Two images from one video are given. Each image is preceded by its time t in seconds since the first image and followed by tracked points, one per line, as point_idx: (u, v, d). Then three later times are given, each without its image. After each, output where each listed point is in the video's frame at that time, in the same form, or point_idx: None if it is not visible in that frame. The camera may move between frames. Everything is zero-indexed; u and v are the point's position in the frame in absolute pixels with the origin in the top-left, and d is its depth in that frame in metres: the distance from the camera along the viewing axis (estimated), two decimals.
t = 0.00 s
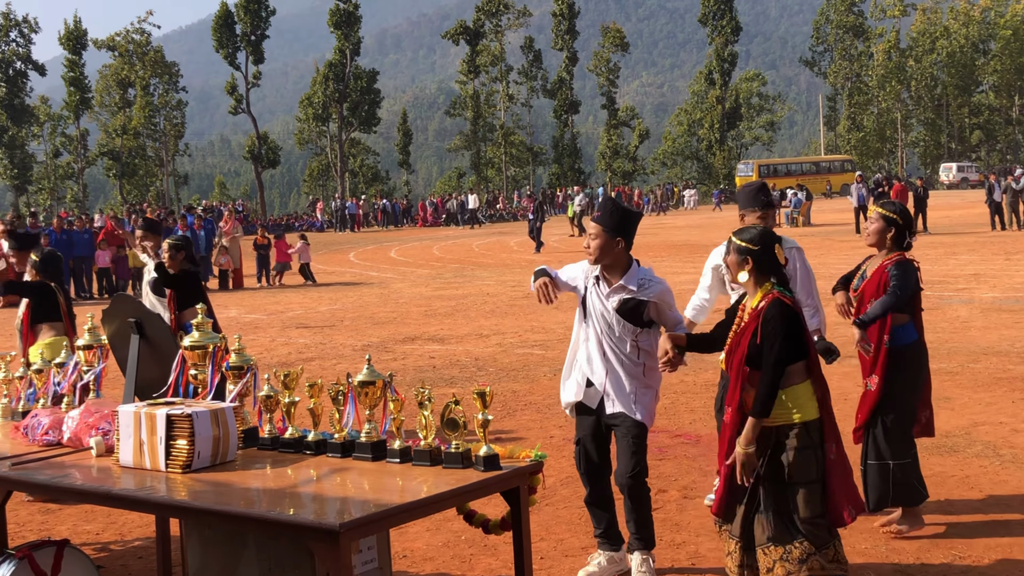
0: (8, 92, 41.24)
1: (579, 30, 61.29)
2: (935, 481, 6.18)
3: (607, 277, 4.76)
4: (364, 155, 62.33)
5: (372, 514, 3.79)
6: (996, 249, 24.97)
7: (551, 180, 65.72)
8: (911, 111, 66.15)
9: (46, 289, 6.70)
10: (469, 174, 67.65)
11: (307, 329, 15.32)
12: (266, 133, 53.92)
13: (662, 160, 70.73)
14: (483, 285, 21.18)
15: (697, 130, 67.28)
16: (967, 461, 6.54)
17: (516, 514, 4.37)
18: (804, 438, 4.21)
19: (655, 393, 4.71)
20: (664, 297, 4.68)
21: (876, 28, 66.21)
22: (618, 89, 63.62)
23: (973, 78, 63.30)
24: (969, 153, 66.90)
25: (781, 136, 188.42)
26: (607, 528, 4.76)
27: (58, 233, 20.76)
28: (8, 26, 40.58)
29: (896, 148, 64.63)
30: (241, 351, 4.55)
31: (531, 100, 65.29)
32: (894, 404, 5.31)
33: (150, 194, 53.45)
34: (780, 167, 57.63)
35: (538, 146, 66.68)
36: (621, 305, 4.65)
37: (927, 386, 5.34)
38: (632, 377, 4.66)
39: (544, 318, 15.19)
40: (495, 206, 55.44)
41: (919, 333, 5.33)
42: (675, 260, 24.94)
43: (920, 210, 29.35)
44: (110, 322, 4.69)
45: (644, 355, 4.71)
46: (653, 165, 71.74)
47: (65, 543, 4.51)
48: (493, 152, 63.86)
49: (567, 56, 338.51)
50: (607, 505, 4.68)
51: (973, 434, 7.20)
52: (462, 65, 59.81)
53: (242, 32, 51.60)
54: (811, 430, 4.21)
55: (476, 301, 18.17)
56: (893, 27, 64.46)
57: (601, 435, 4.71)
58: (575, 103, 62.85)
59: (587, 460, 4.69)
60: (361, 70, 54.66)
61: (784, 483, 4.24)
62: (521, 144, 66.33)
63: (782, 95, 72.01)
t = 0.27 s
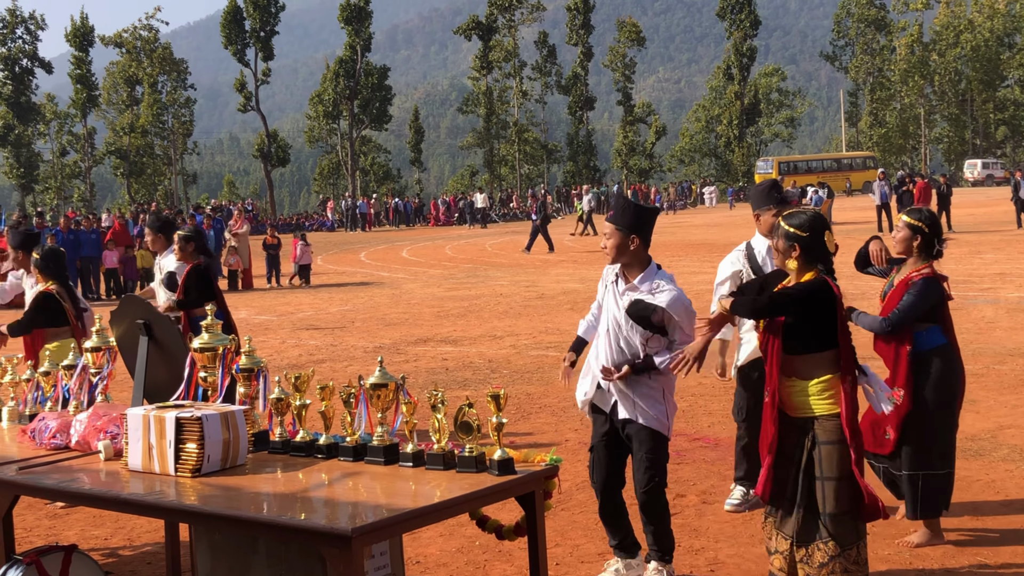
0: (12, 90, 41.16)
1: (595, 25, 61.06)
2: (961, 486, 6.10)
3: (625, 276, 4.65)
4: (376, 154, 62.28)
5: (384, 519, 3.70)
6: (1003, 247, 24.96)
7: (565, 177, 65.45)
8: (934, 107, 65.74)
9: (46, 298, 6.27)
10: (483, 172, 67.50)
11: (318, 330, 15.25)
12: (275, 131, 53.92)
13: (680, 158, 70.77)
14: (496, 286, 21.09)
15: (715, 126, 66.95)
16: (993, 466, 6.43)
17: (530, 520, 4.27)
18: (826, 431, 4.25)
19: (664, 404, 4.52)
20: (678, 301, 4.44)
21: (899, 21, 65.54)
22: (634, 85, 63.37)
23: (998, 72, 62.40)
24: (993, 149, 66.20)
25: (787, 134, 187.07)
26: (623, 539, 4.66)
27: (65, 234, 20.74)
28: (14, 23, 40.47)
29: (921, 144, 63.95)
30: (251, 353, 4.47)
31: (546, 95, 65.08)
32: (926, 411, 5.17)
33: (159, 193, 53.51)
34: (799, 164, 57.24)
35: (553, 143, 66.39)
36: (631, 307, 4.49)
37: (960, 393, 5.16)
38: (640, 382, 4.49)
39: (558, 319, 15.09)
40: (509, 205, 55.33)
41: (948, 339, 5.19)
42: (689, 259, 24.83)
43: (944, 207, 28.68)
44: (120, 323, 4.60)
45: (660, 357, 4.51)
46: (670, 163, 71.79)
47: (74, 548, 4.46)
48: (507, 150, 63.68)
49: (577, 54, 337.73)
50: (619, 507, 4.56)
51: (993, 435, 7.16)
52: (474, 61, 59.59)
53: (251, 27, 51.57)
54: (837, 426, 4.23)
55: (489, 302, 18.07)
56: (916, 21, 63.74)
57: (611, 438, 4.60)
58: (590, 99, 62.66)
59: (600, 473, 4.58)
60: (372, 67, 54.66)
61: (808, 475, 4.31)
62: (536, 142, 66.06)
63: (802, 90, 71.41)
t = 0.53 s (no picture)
0: (25, 85, 41.09)
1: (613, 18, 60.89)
2: (988, 486, 6.03)
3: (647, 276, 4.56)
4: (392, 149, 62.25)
5: (401, 518, 3.64)
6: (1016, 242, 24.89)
7: (583, 172, 65.34)
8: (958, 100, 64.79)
9: (53, 318, 5.82)
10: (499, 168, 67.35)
11: (333, 327, 15.22)
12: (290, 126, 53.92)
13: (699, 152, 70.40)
14: (512, 283, 21.02)
15: (736, 119, 66.56)
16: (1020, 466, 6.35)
17: (549, 518, 4.22)
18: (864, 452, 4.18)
19: (690, 415, 4.43)
20: (686, 306, 4.30)
21: (922, 13, 64.91)
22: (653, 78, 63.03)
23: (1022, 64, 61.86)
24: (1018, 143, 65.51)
25: (800, 129, 186.41)
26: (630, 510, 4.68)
27: (76, 230, 20.71)
28: (26, 19, 40.31)
29: (946, 138, 63.26)
30: (266, 350, 4.42)
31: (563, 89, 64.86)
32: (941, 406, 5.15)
33: (171, 189, 53.55)
34: (820, 158, 56.84)
35: (570, 138, 66.23)
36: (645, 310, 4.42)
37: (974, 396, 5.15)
38: (658, 391, 4.43)
39: (575, 316, 15.03)
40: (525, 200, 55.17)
41: (968, 337, 5.16)
42: (706, 255, 24.71)
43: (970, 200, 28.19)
44: (133, 321, 4.56)
45: (679, 365, 4.43)
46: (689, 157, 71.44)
47: (89, 546, 4.44)
48: (524, 145, 63.56)
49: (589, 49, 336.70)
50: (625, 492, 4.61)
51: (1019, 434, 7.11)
52: (491, 54, 59.42)
53: (265, 21, 51.52)
54: (874, 446, 4.16)
55: (505, 299, 18.02)
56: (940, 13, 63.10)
57: (627, 431, 4.58)
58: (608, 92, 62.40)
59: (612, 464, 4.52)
60: (387, 61, 54.67)
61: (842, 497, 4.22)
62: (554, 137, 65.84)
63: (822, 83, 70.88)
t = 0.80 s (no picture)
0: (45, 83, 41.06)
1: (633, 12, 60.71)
2: (1015, 481, 5.98)
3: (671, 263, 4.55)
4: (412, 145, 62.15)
5: (425, 514, 3.65)
6: None
7: (604, 167, 65.26)
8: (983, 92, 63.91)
9: (72, 304, 5.80)
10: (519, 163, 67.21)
11: (354, 323, 15.23)
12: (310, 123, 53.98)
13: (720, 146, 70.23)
14: (533, 278, 20.99)
15: (757, 112, 66.19)
16: None
17: (574, 513, 4.20)
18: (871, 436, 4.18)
19: (692, 413, 4.37)
20: (709, 287, 4.29)
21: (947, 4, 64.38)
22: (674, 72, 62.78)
23: None
24: None
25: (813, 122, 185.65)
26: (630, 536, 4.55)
27: (98, 228, 20.66)
28: (47, 17, 40.32)
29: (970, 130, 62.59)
30: (289, 347, 4.44)
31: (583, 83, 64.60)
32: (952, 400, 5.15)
33: (191, 186, 53.70)
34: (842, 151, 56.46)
35: (591, 132, 66.09)
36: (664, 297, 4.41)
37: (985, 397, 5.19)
38: (669, 383, 4.39)
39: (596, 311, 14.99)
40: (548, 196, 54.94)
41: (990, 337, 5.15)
42: (726, 249, 24.62)
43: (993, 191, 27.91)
44: (156, 317, 4.58)
45: (692, 357, 4.38)
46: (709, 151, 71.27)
47: (113, 544, 4.44)
48: (544, 140, 63.41)
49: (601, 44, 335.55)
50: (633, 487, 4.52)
51: None
52: (510, 49, 59.19)
53: (285, 18, 51.58)
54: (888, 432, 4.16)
55: (526, 294, 17.98)
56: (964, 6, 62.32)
57: (638, 426, 4.57)
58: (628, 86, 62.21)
59: (626, 456, 4.57)
60: (407, 56, 54.73)
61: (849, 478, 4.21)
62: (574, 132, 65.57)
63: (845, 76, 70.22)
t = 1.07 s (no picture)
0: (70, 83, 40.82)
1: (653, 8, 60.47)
2: None
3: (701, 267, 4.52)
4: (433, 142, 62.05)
5: (452, 511, 3.65)
6: None
7: (627, 162, 65.19)
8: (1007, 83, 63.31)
9: (104, 310, 5.89)
10: (540, 158, 67.10)
11: (378, 321, 15.25)
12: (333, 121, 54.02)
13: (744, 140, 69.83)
14: (555, 275, 20.96)
15: (780, 105, 65.79)
16: None
17: (600, 511, 4.21)
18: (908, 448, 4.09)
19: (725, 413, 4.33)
20: (738, 294, 4.20)
21: None
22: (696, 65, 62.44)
23: None
24: None
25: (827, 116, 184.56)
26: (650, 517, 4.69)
27: (123, 228, 20.53)
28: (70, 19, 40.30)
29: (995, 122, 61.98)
30: (314, 345, 4.45)
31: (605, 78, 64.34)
32: (988, 391, 5.15)
33: (216, 185, 53.83)
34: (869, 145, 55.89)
35: (613, 127, 66.02)
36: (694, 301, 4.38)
37: None
38: (697, 383, 4.39)
39: (619, 307, 14.97)
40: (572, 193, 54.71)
41: None
42: (747, 245, 24.54)
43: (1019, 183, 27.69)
44: (182, 318, 4.60)
45: (720, 364, 4.37)
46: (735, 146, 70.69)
47: (142, 541, 4.46)
48: (565, 135, 63.29)
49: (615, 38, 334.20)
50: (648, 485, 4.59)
51: None
52: (532, 45, 58.99)
53: (307, 17, 51.71)
54: (923, 443, 4.05)
55: (548, 291, 17.97)
56: None
57: (666, 426, 4.54)
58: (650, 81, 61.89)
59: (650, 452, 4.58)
60: (428, 54, 54.86)
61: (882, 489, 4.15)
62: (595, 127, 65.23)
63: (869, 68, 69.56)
